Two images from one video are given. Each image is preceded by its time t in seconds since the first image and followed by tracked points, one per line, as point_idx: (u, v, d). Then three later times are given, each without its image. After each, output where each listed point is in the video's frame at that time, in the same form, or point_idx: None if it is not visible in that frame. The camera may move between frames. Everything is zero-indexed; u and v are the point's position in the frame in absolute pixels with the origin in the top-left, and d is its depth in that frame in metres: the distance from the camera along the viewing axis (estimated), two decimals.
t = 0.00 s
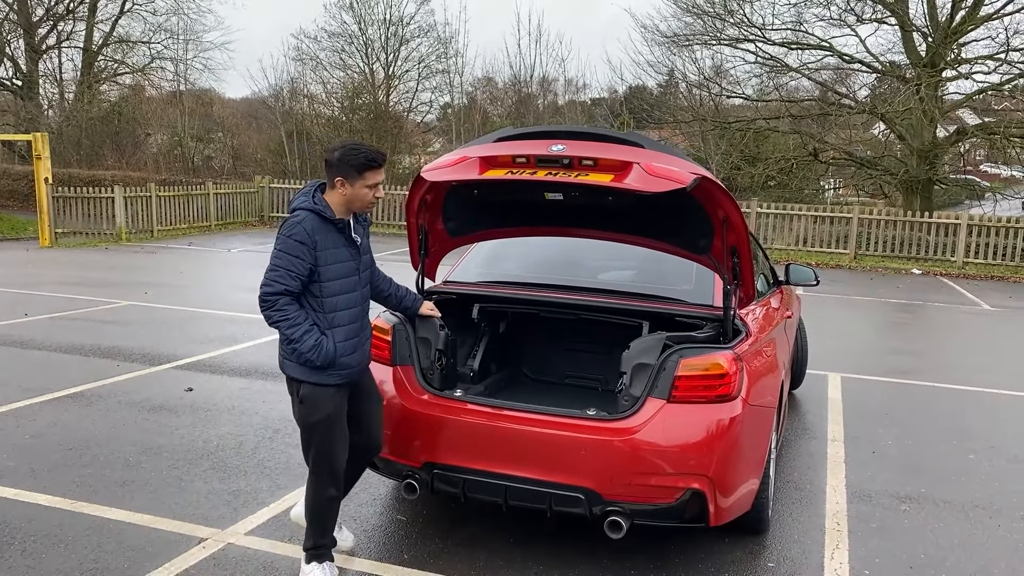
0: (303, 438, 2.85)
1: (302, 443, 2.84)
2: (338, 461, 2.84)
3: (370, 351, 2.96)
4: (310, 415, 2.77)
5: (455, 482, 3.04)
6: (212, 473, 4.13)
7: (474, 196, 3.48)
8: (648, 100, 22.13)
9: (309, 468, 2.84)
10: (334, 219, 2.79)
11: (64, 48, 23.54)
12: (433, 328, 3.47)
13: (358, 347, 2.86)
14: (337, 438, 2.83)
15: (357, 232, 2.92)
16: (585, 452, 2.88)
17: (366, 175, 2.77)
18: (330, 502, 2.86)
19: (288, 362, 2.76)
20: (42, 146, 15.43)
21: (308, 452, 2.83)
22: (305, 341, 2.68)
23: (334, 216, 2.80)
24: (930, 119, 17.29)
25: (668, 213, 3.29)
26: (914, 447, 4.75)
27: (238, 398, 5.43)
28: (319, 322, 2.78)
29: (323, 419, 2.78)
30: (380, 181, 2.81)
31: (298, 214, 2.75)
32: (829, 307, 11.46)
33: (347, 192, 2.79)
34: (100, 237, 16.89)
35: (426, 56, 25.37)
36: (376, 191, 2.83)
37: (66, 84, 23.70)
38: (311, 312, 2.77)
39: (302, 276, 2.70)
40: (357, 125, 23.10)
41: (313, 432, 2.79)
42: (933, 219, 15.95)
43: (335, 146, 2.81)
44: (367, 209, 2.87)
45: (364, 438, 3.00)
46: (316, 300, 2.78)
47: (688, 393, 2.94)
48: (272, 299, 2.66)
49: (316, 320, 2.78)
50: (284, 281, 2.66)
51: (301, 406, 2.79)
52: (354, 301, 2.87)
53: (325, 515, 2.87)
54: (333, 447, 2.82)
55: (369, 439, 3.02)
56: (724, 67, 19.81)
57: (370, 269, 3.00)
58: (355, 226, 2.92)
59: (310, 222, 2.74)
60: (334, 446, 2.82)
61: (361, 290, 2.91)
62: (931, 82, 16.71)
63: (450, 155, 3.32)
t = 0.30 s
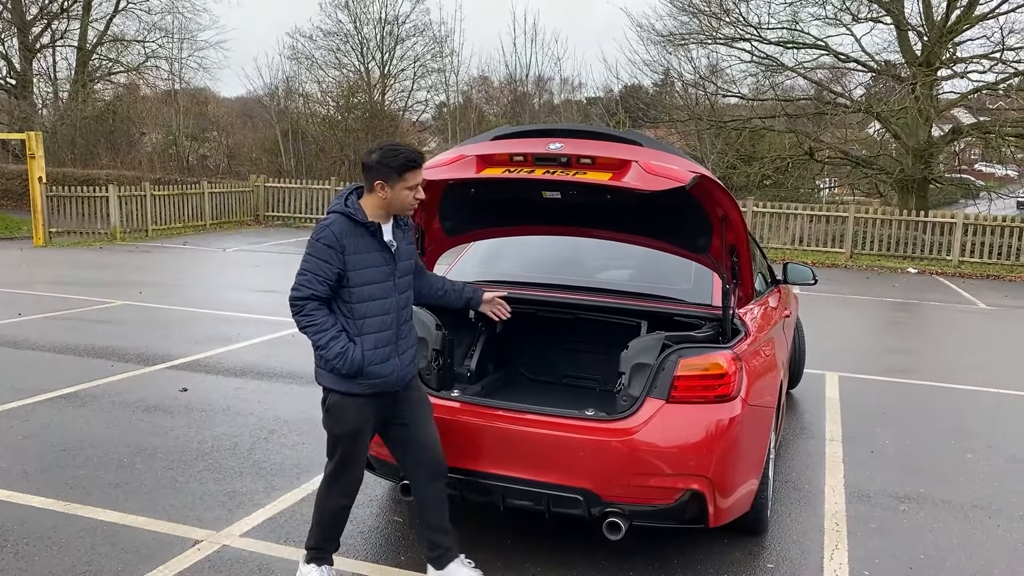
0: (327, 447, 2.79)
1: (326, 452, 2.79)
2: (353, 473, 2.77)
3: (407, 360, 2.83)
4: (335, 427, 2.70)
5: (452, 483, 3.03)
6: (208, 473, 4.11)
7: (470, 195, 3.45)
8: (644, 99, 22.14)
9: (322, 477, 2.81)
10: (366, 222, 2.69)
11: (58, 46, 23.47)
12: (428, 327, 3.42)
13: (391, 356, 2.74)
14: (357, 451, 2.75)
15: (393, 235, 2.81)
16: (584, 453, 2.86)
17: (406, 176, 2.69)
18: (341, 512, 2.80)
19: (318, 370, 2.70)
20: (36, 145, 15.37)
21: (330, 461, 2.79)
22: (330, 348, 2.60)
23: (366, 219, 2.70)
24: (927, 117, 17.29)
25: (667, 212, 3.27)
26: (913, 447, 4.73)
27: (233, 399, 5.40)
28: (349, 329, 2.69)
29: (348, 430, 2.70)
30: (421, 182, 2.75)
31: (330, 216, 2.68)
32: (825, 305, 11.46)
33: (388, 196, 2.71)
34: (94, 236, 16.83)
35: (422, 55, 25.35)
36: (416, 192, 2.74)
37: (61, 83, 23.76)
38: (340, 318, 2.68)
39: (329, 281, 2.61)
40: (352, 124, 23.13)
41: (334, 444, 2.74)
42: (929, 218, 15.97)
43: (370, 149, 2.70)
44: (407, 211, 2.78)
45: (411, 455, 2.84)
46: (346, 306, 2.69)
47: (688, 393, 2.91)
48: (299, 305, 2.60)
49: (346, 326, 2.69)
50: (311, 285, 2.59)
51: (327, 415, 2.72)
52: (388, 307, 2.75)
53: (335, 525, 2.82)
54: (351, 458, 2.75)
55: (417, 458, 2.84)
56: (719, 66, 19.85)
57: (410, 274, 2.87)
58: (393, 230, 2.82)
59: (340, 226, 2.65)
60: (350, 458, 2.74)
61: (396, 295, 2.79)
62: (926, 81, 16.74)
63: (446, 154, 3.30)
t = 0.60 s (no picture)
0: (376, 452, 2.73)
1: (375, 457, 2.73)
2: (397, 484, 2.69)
3: (474, 375, 2.71)
4: (389, 431, 2.62)
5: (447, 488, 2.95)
6: (201, 478, 4.05)
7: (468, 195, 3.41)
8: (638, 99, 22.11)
9: (362, 484, 2.74)
10: (453, 227, 2.62)
11: (50, 45, 23.35)
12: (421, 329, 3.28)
13: (457, 368, 2.63)
14: (406, 464, 2.66)
15: (480, 246, 2.72)
16: (584, 458, 2.81)
17: (506, 187, 2.62)
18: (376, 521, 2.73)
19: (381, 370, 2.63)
20: (27, 144, 15.27)
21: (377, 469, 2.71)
22: (395, 347, 2.53)
23: (453, 222, 2.63)
24: (919, 117, 17.32)
25: (666, 212, 3.24)
26: (913, 449, 4.70)
27: (227, 402, 5.33)
28: (417, 332, 2.60)
29: (400, 438, 2.61)
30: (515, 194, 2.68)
31: (418, 216, 2.64)
32: (821, 305, 11.44)
33: (483, 205, 2.64)
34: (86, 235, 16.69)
35: (415, 54, 25.26)
36: (510, 205, 2.68)
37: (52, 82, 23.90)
38: (411, 319, 2.61)
39: (405, 279, 2.55)
40: (346, 123, 23.12)
41: (384, 453, 2.67)
42: (922, 217, 15.97)
43: (471, 156, 2.64)
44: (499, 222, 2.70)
45: (463, 471, 2.74)
46: (418, 308, 2.61)
47: (688, 397, 2.87)
48: (371, 299, 2.55)
49: (415, 328, 2.61)
50: (386, 280, 2.54)
51: (383, 419, 2.65)
52: (461, 317, 2.65)
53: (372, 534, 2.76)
54: (398, 469, 2.67)
55: (468, 475, 2.73)
56: (713, 65, 19.85)
57: (493, 287, 2.76)
58: (481, 241, 2.73)
59: (425, 226, 2.60)
60: (397, 470, 2.67)
61: (473, 306, 2.68)
62: (919, 81, 16.78)
63: (444, 153, 3.24)
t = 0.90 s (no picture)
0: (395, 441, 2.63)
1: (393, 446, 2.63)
2: (412, 478, 2.59)
3: (510, 381, 2.61)
4: (412, 420, 2.52)
5: (448, 496, 2.87)
6: (192, 484, 3.94)
7: (467, 191, 3.33)
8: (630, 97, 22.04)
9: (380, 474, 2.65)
10: (522, 225, 2.55)
11: (37, 43, 23.08)
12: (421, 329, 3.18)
13: (493, 368, 2.53)
14: (423, 457, 2.56)
15: (545, 252, 2.64)
16: (588, 464, 2.73)
17: (588, 202, 2.54)
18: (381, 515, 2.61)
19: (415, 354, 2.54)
20: (14, 142, 15.06)
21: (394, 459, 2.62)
22: (434, 333, 2.44)
23: (523, 222, 2.56)
24: (911, 116, 17.31)
25: (670, 210, 3.16)
26: (916, 450, 4.64)
27: (219, 404, 5.23)
28: (460, 323, 2.52)
29: (422, 429, 2.52)
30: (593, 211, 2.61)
31: (490, 207, 2.58)
32: (816, 304, 11.41)
33: (560, 217, 2.56)
34: (75, 235, 16.43)
35: (407, 52, 25.11)
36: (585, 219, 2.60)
37: (40, 80, 23.63)
38: (457, 310, 2.52)
39: (462, 268, 2.48)
40: (337, 121, 22.88)
41: (401, 442, 2.58)
42: (915, 214, 15.97)
43: (558, 163, 2.54)
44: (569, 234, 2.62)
45: (480, 474, 2.64)
46: (467, 299, 2.53)
47: (695, 400, 2.79)
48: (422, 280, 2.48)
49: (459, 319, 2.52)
50: (443, 264, 2.46)
51: (408, 407, 2.56)
52: (509, 318, 2.55)
53: (382, 533, 2.63)
54: (414, 461, 2.57)
55: (485, 481, 2.64)
56: (705, 64, 19.77)
57: (550, 295, 2.67)
58: (547, 247, 2.65)
59: (494, 219, 2.54)
60: (413, 460, 2.56)
61: (523, 309, 2.59)
62: (910, 79, 16.81)
63: (441, 150, 3.15)
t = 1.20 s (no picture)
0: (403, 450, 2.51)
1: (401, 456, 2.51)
2: (424, 492, 2.48)
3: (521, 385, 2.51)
4: (423, 430, 2.40)
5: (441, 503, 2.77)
6: (175, 489, 3.81)
7: (460, 186, 3.21)
8: (620, 95, 21.97)
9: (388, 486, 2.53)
10: (536, 222, 2.43)
11: (21, 39, 22.77)
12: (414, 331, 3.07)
13: (507, 374, 2.43)
14: (434, 467, 2.45)
15: (555, 249, 2.53)
16: (586, 469, 2.63)
17: (604, 199, 2.43)
18: (392, 529, 2.50)
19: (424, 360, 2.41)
20: None
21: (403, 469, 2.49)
22: (448, 339, 2.32)
23: (536, 219, 2.44)
24: (901, 114, 17.35)
25: (670, 204, 3.06)
26: (916, 450, 4.56)
27: (204, 406, 5.09)
28: (473, 327, 2.39)
29: (434, 439, 2.40)
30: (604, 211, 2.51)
31: (501, 203, 2.44)
32: (809, 301, 11.37)
33: (572, 213, 2.44)
34: (59, 233, 16.22)
35: (395, 49, 24.92)
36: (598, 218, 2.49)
37: (25, 77, 23.36)
38: (469, 312, 2.39)
39: (474, 268, 2.34)
40: (324, 118, 23.12)
41: (411, 452, 2.46)
42: (905, 212, 15.98)
43: (576, 156, 2.44)
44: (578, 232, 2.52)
45: (483, 481, 2.54)
46: (478, 301, 2.40)
47: (697, 402, 2.70)
48: (432, 281, 2.34)
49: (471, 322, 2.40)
50: (455, 265, 2.33)
51: (417, 416, 2.43)
52: (522, 321, 2.44)
53: (389, 546, 2.52)
54: (424, 473, 2.45)
55: (487, 487, 2.53)
56: (695, 61, 19.71)
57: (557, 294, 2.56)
58: (556, 243, 2.54)
59: (506, 216, 2.40)
60: (425, 473, 2.45)
61: (535, 311, 2.48)
62: (900, 76, 16.83)
63: (433, 144, 3.03)
